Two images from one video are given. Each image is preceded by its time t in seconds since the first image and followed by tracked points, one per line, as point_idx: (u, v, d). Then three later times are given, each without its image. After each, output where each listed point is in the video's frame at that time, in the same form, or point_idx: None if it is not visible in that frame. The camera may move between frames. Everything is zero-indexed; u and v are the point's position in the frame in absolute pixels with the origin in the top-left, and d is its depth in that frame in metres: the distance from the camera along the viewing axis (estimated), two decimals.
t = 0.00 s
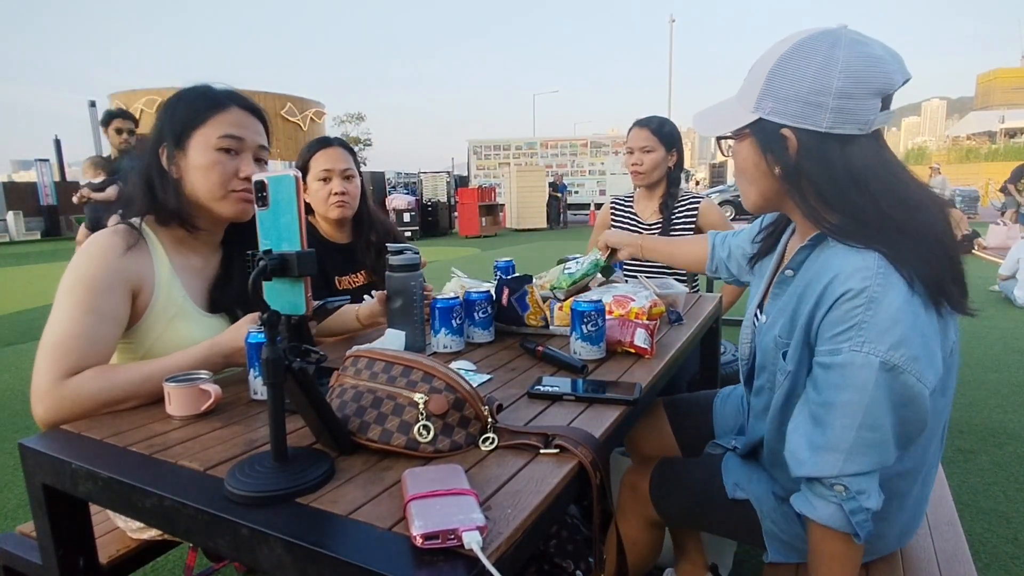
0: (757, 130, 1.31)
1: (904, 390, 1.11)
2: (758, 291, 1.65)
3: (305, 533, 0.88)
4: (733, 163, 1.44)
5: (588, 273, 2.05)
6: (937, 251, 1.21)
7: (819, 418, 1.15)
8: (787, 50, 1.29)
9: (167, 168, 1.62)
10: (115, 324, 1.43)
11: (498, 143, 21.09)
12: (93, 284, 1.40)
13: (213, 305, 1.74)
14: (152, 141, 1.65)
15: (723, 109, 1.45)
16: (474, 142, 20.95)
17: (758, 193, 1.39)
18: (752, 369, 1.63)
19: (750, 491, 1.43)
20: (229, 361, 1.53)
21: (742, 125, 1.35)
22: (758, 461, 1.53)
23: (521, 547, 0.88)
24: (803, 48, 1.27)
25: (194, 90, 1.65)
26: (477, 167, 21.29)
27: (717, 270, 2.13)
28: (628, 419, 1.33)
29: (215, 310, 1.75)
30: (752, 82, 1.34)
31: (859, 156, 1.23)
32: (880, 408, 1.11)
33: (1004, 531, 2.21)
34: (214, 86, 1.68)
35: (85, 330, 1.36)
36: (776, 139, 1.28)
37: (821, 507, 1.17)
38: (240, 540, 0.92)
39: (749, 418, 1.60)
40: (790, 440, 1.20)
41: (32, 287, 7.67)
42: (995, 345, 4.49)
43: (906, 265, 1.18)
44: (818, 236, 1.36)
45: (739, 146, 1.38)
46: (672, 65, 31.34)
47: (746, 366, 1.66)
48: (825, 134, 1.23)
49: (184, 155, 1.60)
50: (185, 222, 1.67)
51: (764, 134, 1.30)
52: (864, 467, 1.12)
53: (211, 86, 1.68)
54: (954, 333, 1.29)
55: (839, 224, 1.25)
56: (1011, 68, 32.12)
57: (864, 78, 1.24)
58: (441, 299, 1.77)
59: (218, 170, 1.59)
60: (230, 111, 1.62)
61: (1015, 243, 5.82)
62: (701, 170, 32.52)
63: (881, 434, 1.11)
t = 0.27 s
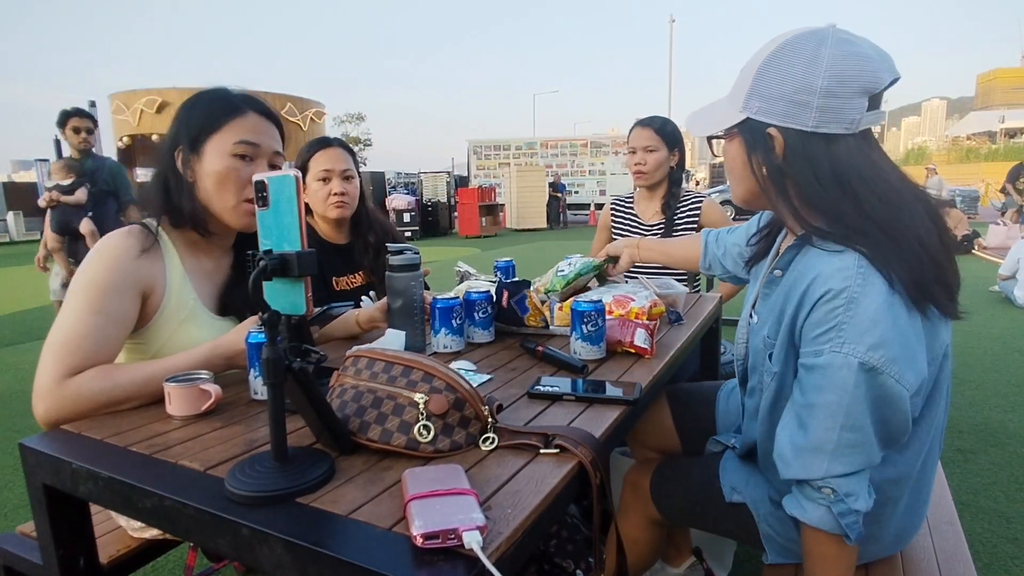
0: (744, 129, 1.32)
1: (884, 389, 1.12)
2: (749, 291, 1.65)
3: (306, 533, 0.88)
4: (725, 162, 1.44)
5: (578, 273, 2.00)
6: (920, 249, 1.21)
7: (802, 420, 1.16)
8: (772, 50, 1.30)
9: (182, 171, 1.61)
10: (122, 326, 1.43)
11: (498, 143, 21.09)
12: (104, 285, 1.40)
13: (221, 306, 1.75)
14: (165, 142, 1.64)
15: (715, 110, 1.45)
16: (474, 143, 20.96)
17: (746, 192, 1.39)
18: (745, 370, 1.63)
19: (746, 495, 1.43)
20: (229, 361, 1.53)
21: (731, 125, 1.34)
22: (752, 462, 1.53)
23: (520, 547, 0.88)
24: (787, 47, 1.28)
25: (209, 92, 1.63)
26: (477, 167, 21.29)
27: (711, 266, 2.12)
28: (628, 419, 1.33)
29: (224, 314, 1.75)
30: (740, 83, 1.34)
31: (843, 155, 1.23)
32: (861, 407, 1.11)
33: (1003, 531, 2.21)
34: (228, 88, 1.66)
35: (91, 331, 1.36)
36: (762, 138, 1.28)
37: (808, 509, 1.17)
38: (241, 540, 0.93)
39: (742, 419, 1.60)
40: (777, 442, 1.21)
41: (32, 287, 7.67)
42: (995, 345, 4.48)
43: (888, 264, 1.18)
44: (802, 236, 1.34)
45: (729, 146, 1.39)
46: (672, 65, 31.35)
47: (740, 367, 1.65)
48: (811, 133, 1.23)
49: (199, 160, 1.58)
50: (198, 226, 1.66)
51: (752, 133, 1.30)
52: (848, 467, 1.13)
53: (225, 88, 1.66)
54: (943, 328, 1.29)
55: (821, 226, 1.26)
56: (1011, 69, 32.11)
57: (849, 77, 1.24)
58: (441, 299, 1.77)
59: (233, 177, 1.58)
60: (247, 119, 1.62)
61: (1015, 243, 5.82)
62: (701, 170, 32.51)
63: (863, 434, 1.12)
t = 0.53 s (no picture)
0: (749, 130, 1.31)
1: (889, 393, 1.12)
2: (752, 293, 1.64)
3: (305, 533, 0.88)
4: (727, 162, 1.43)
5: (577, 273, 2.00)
6: (928, 253, 1.21)
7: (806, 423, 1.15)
8: (777, 50, 1.29)
9: (192, 173, 1.59)
10: (124, 326, 1.43)
11: (498, 143, 21.09)
12: (107, 286, 1.40)
13: (223, 304, 1.75)
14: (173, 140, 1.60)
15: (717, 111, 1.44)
16: (474, 142, 20.97)
17: (748, 195, 1.39)
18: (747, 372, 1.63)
19: (747, 496, 1.42)
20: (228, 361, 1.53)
21: (735, 126, 1.34)
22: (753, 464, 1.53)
23: (521, 547, 0.88)
24: (793, 48, 1.28)
25: (223, 95, 1.61)
26: (477, 167, 21.29)
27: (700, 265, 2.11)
28: (628, 419, 1.33)
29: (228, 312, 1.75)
30: (745, 83, 1.34)
31: (850, 159, 1.23)
32: (867, 411, 1.11)
33: (1004, 531, 2.21)
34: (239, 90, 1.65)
35: (93, 331, 1.36)
36: (766, 139, 1.28)
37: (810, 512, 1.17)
38: (240, 540, 0.92)
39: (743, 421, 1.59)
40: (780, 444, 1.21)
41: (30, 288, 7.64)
42: (996, 345, 4.48)
43: (896, 267, 1.17)
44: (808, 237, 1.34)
45: (732, 147, 1.38)
46: (672, 65, 31.35)
47: (741, 368, 1.65)
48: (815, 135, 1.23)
49: (213, 164, 1.58)
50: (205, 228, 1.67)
51: (755, 135, 1.30)
52: (852, 471, 1.13)
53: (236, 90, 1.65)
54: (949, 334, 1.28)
55: (826, 228, 1.25)
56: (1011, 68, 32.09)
57: (855, 80, 1.24)
58: (441, 299, 1.77)
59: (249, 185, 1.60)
60: (263, 126, 1.62)
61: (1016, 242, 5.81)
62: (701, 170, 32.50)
63: (868, 438, 1.12)
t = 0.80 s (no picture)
0: (754, 129, 1.31)
1: (900, 394, 1.12)
2: (756, 291, 1.64)
3: (306, 533, 0.88)
4: (729, 159, 1.43)
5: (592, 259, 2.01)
6: (941, 255, 1.20)
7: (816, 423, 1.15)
8: (784, 48, 1.29)
9: (195, 175, 1.59)
10: (120, 325, 1.43)
11: (498, 143, 21.11)
12: (101, 285, 1.40)
13: (219, 300, 1.74)
14: (172, 139, 1.58)
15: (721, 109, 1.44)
16: (474, 143, 20.98)
17: (751, 193, 1.40)
18: (750, 373, 1.62)
19: (747, 499, 1.43)
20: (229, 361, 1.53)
21: (740, 124, 1.34)
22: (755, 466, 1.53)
23: (521, 547, 0.88)
24: (800, 46, 1.28)
25: (222, 94, 1.60)
26: (477, 167, 21.30)
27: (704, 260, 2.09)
28: (628, 419, 1.33)
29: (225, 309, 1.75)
30: (750, 80, 1.33)
31: (858, 157, 1.23)
32: (878, 413, 1.11)
33: (1004, 531, 2.21)
34: (233, 87, 1.65)
35: (90, 331, 1.36)
36: (772, 138, 1.28)
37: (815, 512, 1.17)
38: (241, 540, 0.92)
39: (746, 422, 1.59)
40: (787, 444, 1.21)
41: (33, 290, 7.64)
42: (996, 345, 4.47)
43: (910, 267, 1.17)
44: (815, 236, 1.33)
45: (734, 145, 1.39)
46: (672, 66, 31.36)
47: (743, 369, 1.65)
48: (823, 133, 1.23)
49: (217, 166, 1.58)
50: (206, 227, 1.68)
51: (759, 132, 1.30)
52: (860, 472, 1.13)
53: (230, 87, 1.64)
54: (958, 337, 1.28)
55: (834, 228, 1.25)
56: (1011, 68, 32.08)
57: (862, 78, 1.24)
58: (441, 299, 1.77)
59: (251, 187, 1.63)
60: (264, 128, 1.64)
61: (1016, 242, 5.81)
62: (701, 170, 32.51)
63: (878, 439, 1.12)
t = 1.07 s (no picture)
0: (755, 129, 1.31)
1: (899, 393, 1.12)
2: (755, 292, 1.64)
3: (305, 533, 0.88)
4: (729, 160, 1.43)
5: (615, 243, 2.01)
6: (939, 255, 1.20)
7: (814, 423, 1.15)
8: (788, 48, 1.29)
9: (177, 173, 1.60)
10: (114, 324, 1.43)
11: (498, 143, 21.12)
12: (91, 285, 1.39)
13: (209, 299, 1.74)
14: (153, 137, 1.59)
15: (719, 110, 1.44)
16: (474, 143, 20.99)
17: (751, 195, 1.40)
18: (749, 374, 1.62)
19: (747, 500, 1.43)
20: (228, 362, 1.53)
21: (741, 123, 1.33)
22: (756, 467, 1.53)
23: (521, 547, 0.88)
24: (804, 47, 1.27)
25: (202, 90, 1.60)
26: (477, 167, 21.31)
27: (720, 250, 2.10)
28: (627, 419, 1.33)
29: (216, 305, 1.75)
30: (752, 79, 1.33)
31: (857, 157, 1.23)
32: (876, 413, 1.11)
33: (1003, 531, 2.21)
34: (212, 81, 1.64)
35: (84, 331, 1.36)
36: (774, 139, 1.27)
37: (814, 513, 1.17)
38: (241, 540, 0.92)
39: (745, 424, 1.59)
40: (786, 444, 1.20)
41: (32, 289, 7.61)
42: (996, 345, 4.48)
43: (908, 267, 1.16)
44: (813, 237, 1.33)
45: (735, 145, 1.38)
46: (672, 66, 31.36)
47: (742, 370, 1.65)
48: (826, 135, 1.23)
49: (199, 162, 1.59)
50: (193, 226, 1.69)
51: (762, 134, 1.30)
52: (859, 472, 1.13)
53: (208, 81, 1.64)
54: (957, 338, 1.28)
55: (832, 228, 1.25)
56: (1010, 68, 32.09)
57: (865, 80, 1.24)
58: (441, 299, 1.77)
59: (238, 183, 1.63)
60: (246, 123, 1.63)
61: (1016, 242, 5.81)
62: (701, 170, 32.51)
63: (877, 439, 1.12)
